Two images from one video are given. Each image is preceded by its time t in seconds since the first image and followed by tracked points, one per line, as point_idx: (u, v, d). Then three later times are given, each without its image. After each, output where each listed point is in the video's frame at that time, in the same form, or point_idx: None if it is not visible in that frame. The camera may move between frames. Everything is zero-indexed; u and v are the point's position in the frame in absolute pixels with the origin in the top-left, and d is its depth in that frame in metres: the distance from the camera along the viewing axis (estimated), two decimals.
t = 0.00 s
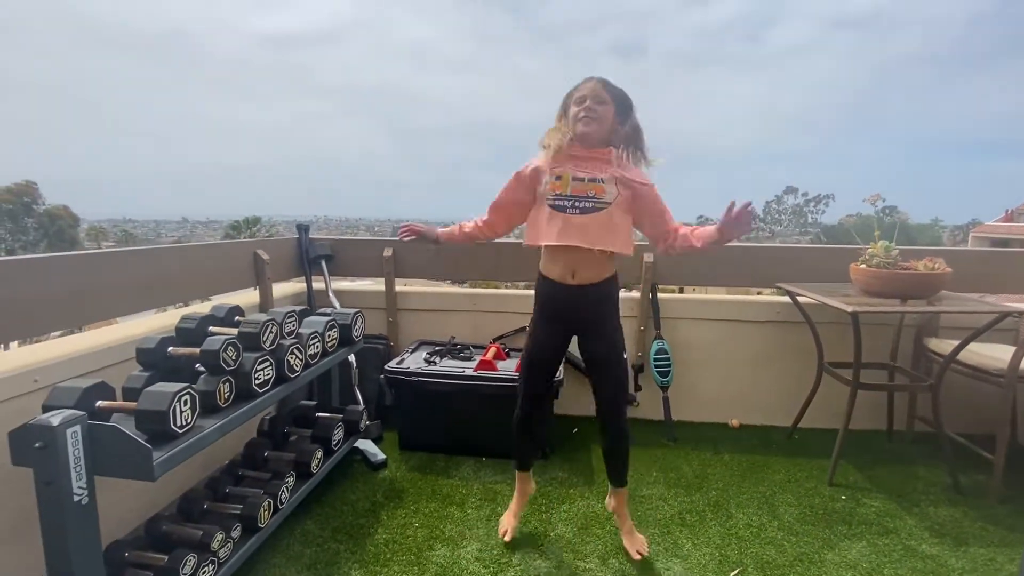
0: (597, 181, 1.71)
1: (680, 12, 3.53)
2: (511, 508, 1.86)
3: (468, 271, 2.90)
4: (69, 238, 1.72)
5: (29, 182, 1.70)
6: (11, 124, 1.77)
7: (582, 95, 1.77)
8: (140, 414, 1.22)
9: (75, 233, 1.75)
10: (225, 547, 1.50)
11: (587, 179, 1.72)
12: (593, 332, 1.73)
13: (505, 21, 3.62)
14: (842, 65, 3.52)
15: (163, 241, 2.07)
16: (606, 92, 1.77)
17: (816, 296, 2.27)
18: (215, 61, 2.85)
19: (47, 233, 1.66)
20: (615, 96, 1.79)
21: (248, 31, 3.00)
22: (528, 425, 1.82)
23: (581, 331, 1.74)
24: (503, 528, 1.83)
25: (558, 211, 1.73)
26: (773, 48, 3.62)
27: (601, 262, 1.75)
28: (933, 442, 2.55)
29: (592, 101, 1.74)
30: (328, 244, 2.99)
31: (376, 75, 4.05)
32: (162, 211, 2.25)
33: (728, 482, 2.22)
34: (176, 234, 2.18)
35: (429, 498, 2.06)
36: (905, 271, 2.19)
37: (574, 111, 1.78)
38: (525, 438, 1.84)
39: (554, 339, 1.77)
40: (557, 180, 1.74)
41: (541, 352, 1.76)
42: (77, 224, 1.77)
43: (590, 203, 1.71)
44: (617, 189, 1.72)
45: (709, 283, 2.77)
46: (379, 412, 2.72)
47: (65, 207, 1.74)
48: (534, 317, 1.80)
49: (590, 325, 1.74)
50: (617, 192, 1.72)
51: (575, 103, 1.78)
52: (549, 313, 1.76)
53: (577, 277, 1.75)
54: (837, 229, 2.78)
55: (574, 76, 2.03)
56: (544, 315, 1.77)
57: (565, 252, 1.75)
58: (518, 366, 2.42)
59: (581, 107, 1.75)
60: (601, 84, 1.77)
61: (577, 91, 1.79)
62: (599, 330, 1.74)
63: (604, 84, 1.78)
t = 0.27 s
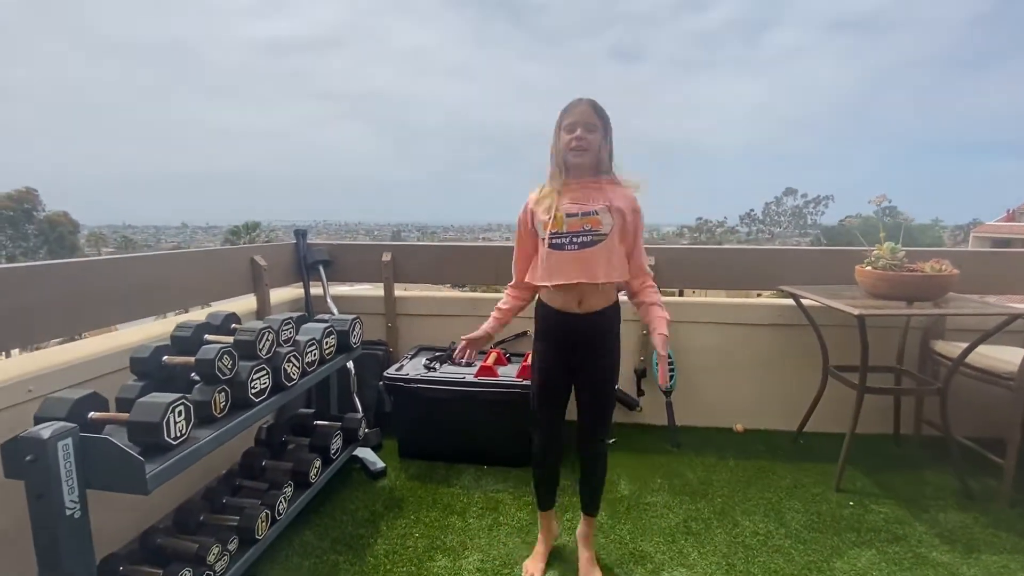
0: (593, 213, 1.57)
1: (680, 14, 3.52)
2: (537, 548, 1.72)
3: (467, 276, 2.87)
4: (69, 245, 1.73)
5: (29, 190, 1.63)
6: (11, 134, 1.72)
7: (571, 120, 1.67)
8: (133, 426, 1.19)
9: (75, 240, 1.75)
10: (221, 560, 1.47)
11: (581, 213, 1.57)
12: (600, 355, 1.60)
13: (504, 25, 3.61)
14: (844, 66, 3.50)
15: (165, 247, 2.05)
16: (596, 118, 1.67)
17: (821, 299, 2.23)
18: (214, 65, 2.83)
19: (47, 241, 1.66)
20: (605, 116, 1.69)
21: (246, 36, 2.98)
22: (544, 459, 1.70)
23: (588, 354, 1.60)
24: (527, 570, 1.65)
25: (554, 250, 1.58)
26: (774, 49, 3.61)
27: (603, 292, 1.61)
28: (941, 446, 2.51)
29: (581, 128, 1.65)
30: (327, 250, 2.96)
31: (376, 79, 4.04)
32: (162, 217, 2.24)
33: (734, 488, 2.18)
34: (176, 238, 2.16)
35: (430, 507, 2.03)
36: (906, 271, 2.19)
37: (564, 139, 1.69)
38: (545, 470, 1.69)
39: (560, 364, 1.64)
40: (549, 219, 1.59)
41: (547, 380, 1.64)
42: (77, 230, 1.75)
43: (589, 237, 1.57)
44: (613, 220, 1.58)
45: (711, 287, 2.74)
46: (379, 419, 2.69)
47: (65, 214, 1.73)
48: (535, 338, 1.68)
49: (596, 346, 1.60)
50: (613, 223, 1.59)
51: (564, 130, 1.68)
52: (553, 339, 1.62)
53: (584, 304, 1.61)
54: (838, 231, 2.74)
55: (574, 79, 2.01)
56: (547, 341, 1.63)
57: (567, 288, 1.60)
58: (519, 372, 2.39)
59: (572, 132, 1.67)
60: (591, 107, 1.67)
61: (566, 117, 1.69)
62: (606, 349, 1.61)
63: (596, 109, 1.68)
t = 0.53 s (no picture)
0: (596, 218, 1.59)
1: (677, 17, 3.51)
2: (470, 552, 1.70)
3: (464, 279, 2.82)
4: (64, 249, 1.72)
5: (24, 194, 1.63)
6: (11, 135, 1.74)
7: (571, 144, 1.67)
8: (113, 436, 1.14)
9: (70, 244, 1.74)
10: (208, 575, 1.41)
11: (583, 218, 1.59)
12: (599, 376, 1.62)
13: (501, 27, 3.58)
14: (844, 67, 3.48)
15: (159, 251, 2.01)
16: (595, 137, 1.67)
17: (825, 300, 2.19)
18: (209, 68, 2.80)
19: (43, 246, 1.65)
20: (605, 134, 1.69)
21: (240, 38, 2.95)
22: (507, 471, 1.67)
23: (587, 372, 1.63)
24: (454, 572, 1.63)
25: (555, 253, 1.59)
26: (773, 51, 3.59)
27: (604, 310, 1.63)
28: (947, 450, 2.47)
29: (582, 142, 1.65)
30: (321, 253, 2.91)
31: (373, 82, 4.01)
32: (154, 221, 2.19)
33: (737, 495, 2.14)
34: (169, 242, 2.12)
35: (426, 516, 1.97)
36: (911, 270, 2.16)
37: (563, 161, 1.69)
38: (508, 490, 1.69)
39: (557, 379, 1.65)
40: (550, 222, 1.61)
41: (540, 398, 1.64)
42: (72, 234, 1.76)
43: (590, 242, 1.59)
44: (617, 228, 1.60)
45: (712, 289, 2.70)
46: (375, 425, 2.63)
47: (60, 219, 1.72)
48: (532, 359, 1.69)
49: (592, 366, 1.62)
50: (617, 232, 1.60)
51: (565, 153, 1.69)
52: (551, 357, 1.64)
53: (585, 329, 1.62)
54: (836, 232, 2.73)
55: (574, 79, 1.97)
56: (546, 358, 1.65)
57: (567, 309, 1.63)
58: (517, 376, 2.34)
59: (572, 156, 1.66)
60: (589, 129, 1.67)
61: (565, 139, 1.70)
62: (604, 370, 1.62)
63: (595, 129, 1.69)
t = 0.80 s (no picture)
0: (596, 174, 1.69)
1: (675, 17, 3.51)
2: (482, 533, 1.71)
3: (462, 278, 2.79)
4: (56, 250, 1.72)
5: (17, 197, 1.58)
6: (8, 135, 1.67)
7: (578, 96, 1.73)
8: (105, 437, 1.11)
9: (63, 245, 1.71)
10: None
11: (586, 171, 1.69)
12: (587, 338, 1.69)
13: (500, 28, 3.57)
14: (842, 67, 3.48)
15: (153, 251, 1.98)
16: (605, 94, 1.74)
17: (826, 298, 2.18)
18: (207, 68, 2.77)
19: (35, 247, 1.66)
20: (613, 93, 1.76)
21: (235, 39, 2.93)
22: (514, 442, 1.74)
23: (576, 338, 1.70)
24: (467, 558, 1.68)
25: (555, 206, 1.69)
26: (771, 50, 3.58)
27: (596, 263, 1.72)
28: (948, 448, 2.46)
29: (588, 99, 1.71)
30: (318, 252, 2.88)
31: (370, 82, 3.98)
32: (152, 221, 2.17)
33: (739, 494, 2.12)
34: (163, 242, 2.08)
35: (425, 518, 1.94)
36: (911, 271, 2.11)
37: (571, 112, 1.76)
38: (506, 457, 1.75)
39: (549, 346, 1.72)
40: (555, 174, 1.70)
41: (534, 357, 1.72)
42: (65, 236, 1.75)
43: (589, 197, 1.68)
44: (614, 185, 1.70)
45: (712, 287, 2.68)
46: (372, 426, 2.60)
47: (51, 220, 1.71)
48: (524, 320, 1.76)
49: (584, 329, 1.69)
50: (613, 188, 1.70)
51: (573, 107, 1.75)
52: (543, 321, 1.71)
53: (572, 285, 1.71)
54: (833, 233, 2.69)
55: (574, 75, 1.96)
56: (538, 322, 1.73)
57: (556, 263, 1.72)
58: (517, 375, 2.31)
59: (579, 109, 1.73)
60: (598, 85, 1.73)
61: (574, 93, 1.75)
62: (593, 334, 1.69)
63: (603, 87, 1.75)
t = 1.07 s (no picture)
0: (585, 229, 1.49)
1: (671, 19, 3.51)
2: (536, 547, 1.69)
3: (460, 277, 2.79)
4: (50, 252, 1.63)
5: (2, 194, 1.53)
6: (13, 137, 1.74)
7: (564, 126, 1.55)
8: (102, 435, 1.10)
9: (57, 246, 1.66)
10: None
11: (573, 227, 1.49)
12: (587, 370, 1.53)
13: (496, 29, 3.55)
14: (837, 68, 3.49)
15: (150, 249, 1.97)
16: (592, 122, 1.56)
17: (822, 296, 2.19)
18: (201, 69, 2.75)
19: (28, 248, 1.57)
20: (601, 121, 1.59)
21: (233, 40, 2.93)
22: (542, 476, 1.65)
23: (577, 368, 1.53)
24: (528, 569, 1.62)
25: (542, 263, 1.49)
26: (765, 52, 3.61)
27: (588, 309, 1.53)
28: (944, 445, 2.48)
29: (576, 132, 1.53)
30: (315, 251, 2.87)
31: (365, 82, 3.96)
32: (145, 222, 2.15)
33: (737, 491, 2.13)
34: (160, 242, 2.08)
35: (424, 517, 1.94)
36: (903, 267, 2.14)
37: (557, 145, 1.56)
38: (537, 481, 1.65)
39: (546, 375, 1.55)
40: (541, 229, 1.50)
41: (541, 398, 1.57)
42: (58, 237, 1.70)
43: (578, 253, 1.49)
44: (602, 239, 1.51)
45: (709, 285, 2.69)
46: (371, 425, 2.60)
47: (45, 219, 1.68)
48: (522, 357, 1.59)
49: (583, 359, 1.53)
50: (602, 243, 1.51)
51: (560, 135, 1.56)
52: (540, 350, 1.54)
53: (567, 315, 1.51)
54: (827, 231, 2.72)
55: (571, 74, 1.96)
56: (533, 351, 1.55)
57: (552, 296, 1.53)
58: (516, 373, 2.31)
59: (565, 137, 1.54)
60: (586, 113, 1.55)
61: (561, 121, 1.56)
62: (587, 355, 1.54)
63: (591, 115, 1.57)
